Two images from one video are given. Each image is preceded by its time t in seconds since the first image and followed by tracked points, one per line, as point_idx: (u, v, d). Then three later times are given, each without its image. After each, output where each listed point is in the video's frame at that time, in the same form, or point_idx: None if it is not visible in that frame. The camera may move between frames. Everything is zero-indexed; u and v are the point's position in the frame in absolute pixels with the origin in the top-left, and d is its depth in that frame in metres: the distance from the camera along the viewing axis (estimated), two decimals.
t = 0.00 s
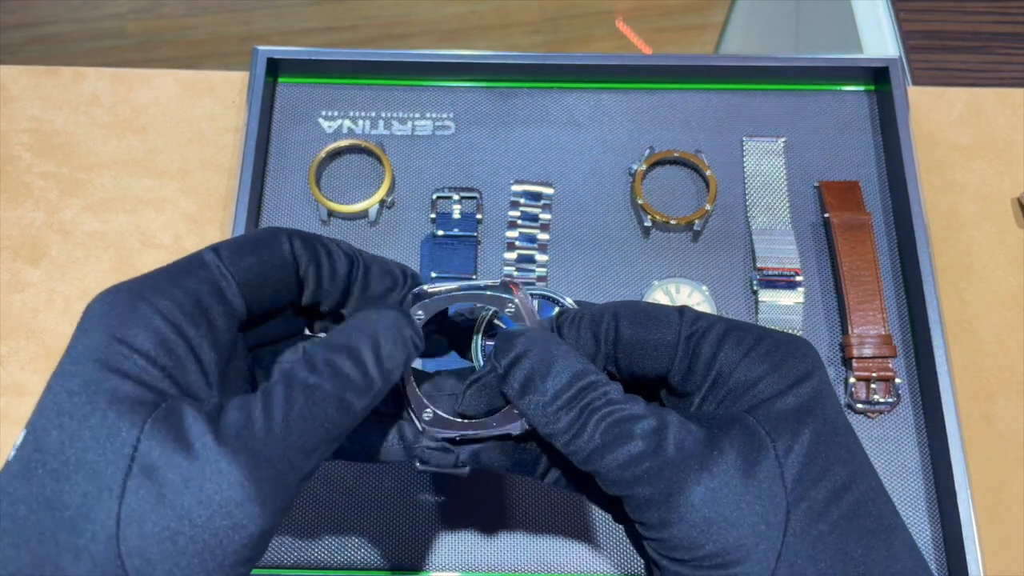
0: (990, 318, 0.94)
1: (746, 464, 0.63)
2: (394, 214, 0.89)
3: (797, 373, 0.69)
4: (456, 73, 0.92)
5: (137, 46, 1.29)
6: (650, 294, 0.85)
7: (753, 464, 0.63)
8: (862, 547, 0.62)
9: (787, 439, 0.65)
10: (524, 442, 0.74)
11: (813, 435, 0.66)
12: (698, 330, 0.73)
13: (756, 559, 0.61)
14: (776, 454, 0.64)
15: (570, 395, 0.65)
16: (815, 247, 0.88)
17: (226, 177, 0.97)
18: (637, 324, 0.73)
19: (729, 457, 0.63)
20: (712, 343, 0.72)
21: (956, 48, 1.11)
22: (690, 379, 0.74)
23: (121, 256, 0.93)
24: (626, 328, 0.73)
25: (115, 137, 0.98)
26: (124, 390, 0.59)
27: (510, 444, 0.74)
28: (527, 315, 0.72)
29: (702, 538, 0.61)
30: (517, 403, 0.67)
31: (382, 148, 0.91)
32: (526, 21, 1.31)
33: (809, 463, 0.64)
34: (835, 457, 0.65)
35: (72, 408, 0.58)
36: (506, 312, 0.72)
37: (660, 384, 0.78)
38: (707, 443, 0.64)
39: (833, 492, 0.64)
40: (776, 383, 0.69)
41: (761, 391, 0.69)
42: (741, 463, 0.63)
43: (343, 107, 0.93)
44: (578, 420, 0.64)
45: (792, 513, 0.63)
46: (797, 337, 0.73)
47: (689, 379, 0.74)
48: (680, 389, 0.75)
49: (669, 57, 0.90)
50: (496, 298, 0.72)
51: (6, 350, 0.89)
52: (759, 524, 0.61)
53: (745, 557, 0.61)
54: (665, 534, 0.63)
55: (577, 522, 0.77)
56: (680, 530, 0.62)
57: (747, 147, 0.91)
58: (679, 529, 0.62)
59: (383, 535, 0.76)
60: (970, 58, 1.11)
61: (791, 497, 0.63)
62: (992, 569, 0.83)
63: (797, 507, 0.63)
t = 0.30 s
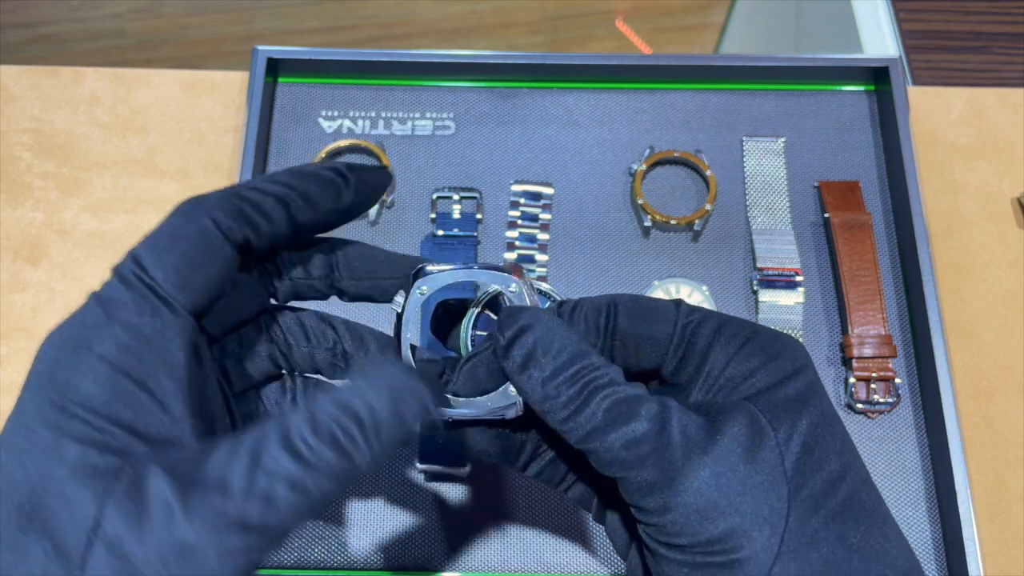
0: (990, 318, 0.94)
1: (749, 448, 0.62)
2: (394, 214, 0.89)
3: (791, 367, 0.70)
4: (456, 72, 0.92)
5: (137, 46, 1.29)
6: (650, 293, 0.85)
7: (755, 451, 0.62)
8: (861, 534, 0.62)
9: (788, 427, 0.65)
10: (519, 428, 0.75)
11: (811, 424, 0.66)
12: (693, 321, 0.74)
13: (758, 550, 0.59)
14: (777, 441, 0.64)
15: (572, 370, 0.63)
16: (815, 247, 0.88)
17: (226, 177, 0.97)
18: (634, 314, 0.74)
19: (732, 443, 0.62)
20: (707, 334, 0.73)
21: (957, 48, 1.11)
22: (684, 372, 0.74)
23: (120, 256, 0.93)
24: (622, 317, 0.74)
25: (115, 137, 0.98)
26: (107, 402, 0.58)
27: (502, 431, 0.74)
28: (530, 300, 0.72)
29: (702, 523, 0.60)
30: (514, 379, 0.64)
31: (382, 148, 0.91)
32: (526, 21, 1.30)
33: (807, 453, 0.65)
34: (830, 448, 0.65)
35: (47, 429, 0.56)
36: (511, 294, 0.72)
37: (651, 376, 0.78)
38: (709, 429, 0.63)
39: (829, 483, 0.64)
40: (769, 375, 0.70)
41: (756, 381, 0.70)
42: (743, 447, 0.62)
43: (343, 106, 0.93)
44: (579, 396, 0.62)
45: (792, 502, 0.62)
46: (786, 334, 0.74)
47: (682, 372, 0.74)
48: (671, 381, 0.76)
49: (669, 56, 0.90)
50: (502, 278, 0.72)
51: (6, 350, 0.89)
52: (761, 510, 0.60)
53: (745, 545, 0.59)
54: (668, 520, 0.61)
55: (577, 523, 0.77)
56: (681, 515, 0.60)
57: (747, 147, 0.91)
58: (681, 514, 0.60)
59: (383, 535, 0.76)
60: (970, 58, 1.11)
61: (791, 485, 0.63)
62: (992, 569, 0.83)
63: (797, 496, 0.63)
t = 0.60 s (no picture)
0: (990, 318, 0.94)
1: (713, 459, 0.59)
2: (394, 214, 0.89)
3: (757, 375, 0.67)
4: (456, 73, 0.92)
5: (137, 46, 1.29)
6: (650, 293, 0.85)
7: (718, 464, 0.59)
8: (829, 546, 0.58)
9: (752, 438, 0.61)
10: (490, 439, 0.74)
11: (778, 434, 0.62)
12: (664, 328, 0.72)
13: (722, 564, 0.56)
14: (741, 452, 0.60)
15: (535, 385, 0.63)
16: (815, 247, 0.88)
17: (226, 177, 0.97)
18: (603, 324, 0.73)
19: (696, 457, 0.59)
20: (676, 341, 0.71)
21: (957, 48, 1.11)
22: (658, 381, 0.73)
23: (121, 256, 0.93)
24: (595, 327, 0.73)
25: (115, 137, 0.98)
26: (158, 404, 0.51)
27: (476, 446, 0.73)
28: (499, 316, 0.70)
29: (666, 539, 0.57)
30: (483, 394, 0.65)
31: (381, 148, 0.91)
32: (526, 21, 1.30)
33: (772, 462, 0.60)
34: (799, 455, 0.62)
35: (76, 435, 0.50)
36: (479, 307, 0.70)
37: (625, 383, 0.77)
38: (672, 441, 0.60)
39: (795, 491, 0.60)
40: (738, 382, 0.67)
41: (725, 389, 0.67)
42: (705, 458, 0.59)
43: (343, 107, 0.93)
44: (542, 411, 0.62)
45: (755, 514, 0.58)
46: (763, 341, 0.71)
47: (654, 380, 0.73)
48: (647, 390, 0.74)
49: (669, 56, 0.90)
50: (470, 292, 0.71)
51: (6, 350, 0.89)
52: (723, 524, 0.56)
53: (708, 560, 0.56)
54: (631, 533, 0.59)
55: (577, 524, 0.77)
56: (644, 532, 0.58)
57: (747, 147, 0.91)
58: (643, 528, 0.58)
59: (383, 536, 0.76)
60: (970, 58, 1.11)
61: (755, 496, 0.59)
62: (991, 569, 0.83)
63: (761, 505, 0.58)
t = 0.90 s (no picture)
0: (990, 318, 0.94)
1: (744, 470, 0.58)
2: (393, 214, 0.89)
3: (782, 380, 0.66)
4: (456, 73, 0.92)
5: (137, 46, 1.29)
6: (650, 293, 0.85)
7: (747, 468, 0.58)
8: (850, 552, 0.59)
9: (779, 441, 0.61)
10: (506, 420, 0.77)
11: (803, 438, 0.62)
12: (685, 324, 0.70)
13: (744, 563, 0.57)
14: (769, 457, 0.60)
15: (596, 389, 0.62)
16: (816, 248, 0.88)
17: (226, 177, 0.97)
18: (624, 311, 0.72)
19: (725, 460, 0.58)
20: (697, 343, 0.70)
21: (957, 48, 1.11)
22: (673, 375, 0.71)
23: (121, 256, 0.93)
24: (612, 313, 0.72)
25: (115, 137, 0.98)
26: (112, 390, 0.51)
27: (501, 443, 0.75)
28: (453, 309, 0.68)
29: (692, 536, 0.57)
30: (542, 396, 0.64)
31: (381, 148, 0.91)
32: (526, 20, 1.31)
33: (800, 468, 0.61)
34: (824, 461, 0.61)
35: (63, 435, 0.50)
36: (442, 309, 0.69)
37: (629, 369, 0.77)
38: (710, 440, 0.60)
39: (821, 497, 0.60)
40: (762, 388, 0.66)
41: (748, 394, 0.66)
42: (737, 460, 0.59)
43: (343, 107, 0.93)
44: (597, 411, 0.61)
45: (784, 514, 0.59)
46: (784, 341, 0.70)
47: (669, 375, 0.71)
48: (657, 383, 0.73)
49: (670, 56, 0.90)
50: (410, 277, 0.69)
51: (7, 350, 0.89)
52: (751, 527, 0.57)
53: (727, 558, 0.57)
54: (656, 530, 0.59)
55: (577, 524, 0.76)
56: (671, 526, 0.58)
57: (747, 147, 0.91)
58: (675, 531, 0.58)
59: (382, 535, 0.76)
60: (970, 58, 1.11)
61: (783, 499, 0.59)
62: (992, 569, 0.83)
63: (789, 511, 0.59)
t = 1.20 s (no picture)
0: (990, 318, 0.94)
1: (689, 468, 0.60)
2: (393, 214, 0.88)
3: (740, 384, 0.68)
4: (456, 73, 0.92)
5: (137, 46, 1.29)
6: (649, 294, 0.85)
7: (695, 463, 0.61)
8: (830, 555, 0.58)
9: (729, 441, 0.62)
10: (471, 450, 0.77)
11: (755, 439, 0.63)
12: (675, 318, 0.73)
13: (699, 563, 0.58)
14: (718, 458, 0.61)
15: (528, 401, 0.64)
16: (816, 248, 0.88)
17: (225, 177, 0.97)
18: (637, 284, 0.77)
19: (671, 458, 0.60)
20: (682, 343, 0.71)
21: (958, 48, 1.11)
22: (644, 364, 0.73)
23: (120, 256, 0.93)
24: (627, 280, 0.78)
25: (115, 137, 0.98)
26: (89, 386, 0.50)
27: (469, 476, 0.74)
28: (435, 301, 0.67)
29: (649, 537, 0.59)
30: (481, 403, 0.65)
31: (381, 148, 0.91)
32: (526, 20, 1.31)
33: (750, 464, 0.62)
34: (777, 458, 0.62)
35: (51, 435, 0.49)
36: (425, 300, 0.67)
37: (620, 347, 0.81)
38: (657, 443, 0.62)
39: (776, 490, 0.61)
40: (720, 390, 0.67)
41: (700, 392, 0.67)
42: (683, 459, 0.61)
43: (343, 107, 0.93)
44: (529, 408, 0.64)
45: (733, 512, 0.59)
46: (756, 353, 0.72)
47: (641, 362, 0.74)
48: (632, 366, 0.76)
49: (670, 56, 0.90)
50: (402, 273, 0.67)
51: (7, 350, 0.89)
52: (700, 525, 0.58)
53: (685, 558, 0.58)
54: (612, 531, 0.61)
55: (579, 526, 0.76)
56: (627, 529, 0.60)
57: (747, 147, 0.91)
58: (627, 529, 0.60)
59: (382, 535, 0.76)
60: (970, 58, 1.11)
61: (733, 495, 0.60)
62: (991, 569, 0.83)
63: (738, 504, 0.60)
